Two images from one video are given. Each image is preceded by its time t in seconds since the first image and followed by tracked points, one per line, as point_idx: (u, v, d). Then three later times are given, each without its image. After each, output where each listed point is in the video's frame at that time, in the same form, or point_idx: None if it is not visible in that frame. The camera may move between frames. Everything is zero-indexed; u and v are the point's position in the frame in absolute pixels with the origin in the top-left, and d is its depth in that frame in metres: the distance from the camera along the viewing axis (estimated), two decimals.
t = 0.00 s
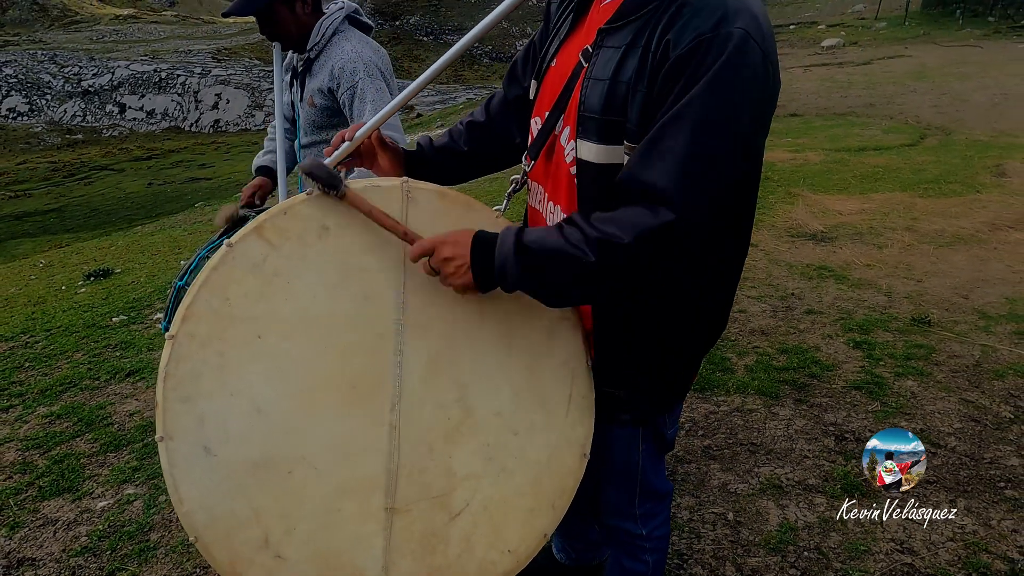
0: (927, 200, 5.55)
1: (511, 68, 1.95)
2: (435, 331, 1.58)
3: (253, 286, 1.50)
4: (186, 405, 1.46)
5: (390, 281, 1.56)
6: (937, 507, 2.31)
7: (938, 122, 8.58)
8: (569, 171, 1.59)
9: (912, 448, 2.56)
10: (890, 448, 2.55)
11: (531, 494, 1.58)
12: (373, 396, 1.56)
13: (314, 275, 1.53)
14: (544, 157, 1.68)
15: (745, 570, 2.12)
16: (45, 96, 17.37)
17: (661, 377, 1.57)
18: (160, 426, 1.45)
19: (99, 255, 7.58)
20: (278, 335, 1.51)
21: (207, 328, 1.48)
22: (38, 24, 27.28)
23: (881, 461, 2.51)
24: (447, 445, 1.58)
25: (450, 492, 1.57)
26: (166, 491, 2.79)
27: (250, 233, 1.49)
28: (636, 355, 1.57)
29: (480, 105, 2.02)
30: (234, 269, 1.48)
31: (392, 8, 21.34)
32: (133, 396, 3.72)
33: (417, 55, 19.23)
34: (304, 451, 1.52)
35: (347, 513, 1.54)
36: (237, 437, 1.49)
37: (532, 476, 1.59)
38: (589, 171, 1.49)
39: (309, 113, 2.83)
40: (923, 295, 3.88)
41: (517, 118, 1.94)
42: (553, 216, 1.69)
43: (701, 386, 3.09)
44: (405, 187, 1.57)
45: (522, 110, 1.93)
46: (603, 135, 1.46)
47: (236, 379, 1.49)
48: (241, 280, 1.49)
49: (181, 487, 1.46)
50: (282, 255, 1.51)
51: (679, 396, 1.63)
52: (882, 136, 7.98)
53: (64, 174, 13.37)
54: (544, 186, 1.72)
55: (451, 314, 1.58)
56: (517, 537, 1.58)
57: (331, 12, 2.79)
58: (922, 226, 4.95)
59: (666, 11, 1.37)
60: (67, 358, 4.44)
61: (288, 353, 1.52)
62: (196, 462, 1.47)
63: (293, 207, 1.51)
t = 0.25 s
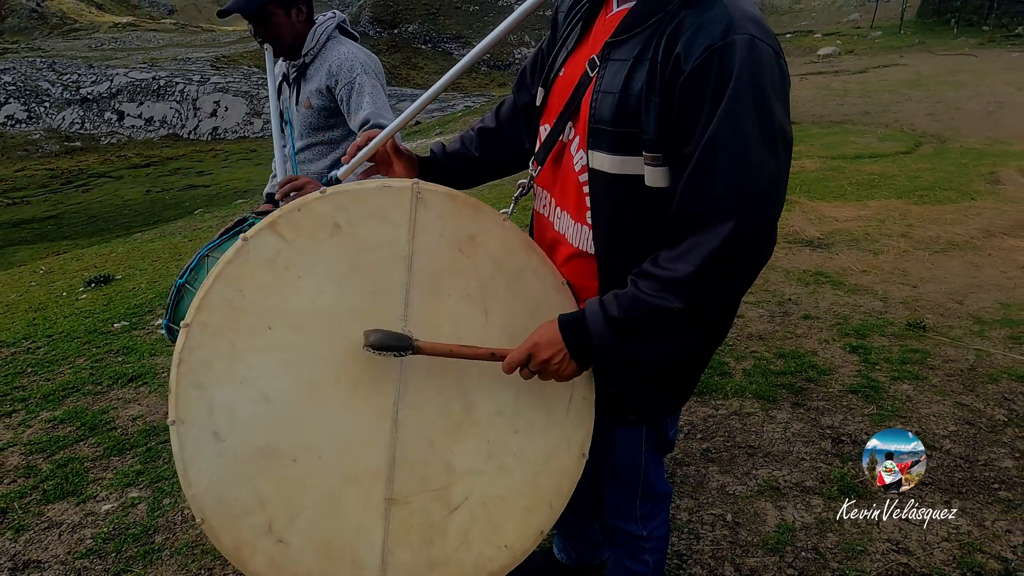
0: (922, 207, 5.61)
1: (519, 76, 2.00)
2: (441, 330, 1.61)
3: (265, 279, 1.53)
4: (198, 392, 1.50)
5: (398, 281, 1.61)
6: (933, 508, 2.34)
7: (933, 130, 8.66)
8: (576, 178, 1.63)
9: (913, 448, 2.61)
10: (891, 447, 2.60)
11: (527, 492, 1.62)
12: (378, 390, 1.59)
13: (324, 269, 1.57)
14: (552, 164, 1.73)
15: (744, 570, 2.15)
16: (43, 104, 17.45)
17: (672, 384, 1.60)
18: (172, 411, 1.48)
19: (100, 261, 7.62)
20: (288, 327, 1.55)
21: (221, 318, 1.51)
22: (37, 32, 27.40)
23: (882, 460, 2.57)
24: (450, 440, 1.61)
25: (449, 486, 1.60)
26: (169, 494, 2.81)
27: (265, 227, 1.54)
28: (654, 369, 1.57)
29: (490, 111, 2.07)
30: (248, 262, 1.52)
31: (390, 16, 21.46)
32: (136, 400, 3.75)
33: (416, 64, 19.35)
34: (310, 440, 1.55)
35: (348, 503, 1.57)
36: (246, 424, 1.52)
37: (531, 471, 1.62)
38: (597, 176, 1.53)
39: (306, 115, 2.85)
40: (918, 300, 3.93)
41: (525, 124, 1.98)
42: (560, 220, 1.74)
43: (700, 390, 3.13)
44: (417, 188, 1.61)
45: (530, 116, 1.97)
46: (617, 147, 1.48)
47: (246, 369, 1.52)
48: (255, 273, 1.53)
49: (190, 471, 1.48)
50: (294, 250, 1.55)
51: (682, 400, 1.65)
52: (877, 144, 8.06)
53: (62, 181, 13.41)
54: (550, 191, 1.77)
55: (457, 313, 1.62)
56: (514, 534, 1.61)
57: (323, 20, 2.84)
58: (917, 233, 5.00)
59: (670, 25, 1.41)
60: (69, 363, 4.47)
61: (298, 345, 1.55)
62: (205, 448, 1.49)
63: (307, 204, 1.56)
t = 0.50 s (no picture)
0: (916, 214, 5.67)
1: (529, 78, 2.07)
2: (447, 329, 1.64)
3: (277, 276, 1.59)
4: (211, 383, 1.56)
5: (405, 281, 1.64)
6: (927, 508, 2.38)
7: (926, 139, 8.76)
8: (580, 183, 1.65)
9: (913, 449, 2.66)
10: (891, 448, 2.65)
11: (527, 489, 1.65)
12: (384, 387, 1.63)
13: (335, 267, 1.62)
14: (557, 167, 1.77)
15: (741, 569, 2.18)
16: (41, 112, 17.50)
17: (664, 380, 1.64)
18: (185, 401, 1.55)
19: (99, 269, 7.64)
20: (298, 324, 1.60)
21: (234, 313, 1.57)
22: (34, 40, 27.48)
23: (882, 460, 2.61)
24: (453, 437, 1.64)
25: (452, 482, 1.64)
26: (173, 497, 2.83)
27: (278, 225, 1.59)
28: (648, 362, 1.62)
29: (499, 111, 2.12)
30: (261, 259, 1.58)
31: (388, 26, 21.58)
32: (138, 405, 3.77)
33: (414, 73, 19.46)
34: (317, 432, 1.60)
35: (353, 494, 1.62)
36: (255, 415, 1.58)
37: (533, 468, 1.66)
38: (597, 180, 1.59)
39: (294, 116, 2.86)
40: (912, 306, 3.98)
41: (533, 125, 2.04)
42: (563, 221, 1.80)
43: (697, 394, 3.17)
44: (426, 189, 1.63)
45: (538, 119, 2.04)
46: (615, 150, 1.54)
47: (257, 362, 1.58)
48: (267, 269, 1.59)
49: (201, 459, 1.55)
50: (306, 248, 1.60)
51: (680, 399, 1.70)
52: (872, 153, 8.13)
53: (59, 190, 13.43)
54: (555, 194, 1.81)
55: (462, 311, 1.65)
56: (512, 528, 1.65)
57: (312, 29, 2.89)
58: (911, 240, 5.06)
59: (676, 33, 1.45)
60: (70, 369, 4.49)
61: (307, 340, 1.60)
62: (217, 436, 1.56)
63: (319, 203, 1.60)
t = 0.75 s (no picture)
0: (910, 221, 5.72)
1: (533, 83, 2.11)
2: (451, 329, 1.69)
3: (283, 279, 1.61)
4: (219, 388, 1.55)
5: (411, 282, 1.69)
6: (921, 509, 2.41)
7: (920, 146, 8.84)
8: (577, 189, 1.72)
9: (913, 449, 2.72)
10: (892, 448, 2.71)
11: (532, 484, 1.69)
12: (390, 387, 1.66)
13: (340, 270, 1.65)
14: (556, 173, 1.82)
15: (739, 569, 2.21)
16: (37, 120, 17.53)
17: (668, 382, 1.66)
18: (192, 406, 1.54)
19: (97, 275, 7.66)
20: (305, 326, 1.62)
21: (240, 317, 1.58)
22: (32, 49, 27.59)
23: (882, 460, 2.67)
24: (459, 435, 1.68)
25: (459, 479, 1.67)
26: (175, 501, 2.85)
27: (282, 229, 1.62)
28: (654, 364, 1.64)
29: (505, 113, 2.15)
30: (267, 263, 1.61)
31: (385, 34, 21.68)
32: (139, 410, 3.79)
33: (412, 81, 19.54)
34: (326, 434, 1.61)
35: (363, 495, 1.63)
36: (264, 418, 1.58)
37: (537, 464, 1.69)
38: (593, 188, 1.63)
39: (291, 120, 2.88)
40: (906, 311, 4.02)
41: (540, 129, 2.08)
42: (561, 227, 1.84)
43: (695, 397, 3.20)
44: (428, 194, 1.70)
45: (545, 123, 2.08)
46: (610, 161, 1.58)
47: (265, 365, 1.59)
48: (273, 272, 1.61)
49: (211, 464, 1.54)
50: (311, 251, 1.63)
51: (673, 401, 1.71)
52: (866, 160, 8.20)
53: (56, 198, 13.45)
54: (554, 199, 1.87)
55: (465, 313, 1.70)
56: (518, 524, 1.68)
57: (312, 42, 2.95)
58: (905, 245, 5.12)
59: (672, 51, 1.48)
60: (71, 375, 4.50)
61: (315, 342, 1.62)
62: (225, 441, 1.55)
63: (324, 207, 1.65)
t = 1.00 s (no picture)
0: (905, 228, 5.78)
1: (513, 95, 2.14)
2: (446, 340, 1.73)
3: (278, 300, 1.63)
4: (217, 412, 1.56)
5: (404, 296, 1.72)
6: (916, 510, 2.45)
7: (914, 155, 8.92)
8: (565, 198, 1.75)
9: (913, 449, 2.78)
10: (892, 449, 2.76)
11: (530, 490, 1.73)
12: (388, 401, 1.69)
13: (333, 289, 1.67)
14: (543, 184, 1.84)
15: (737, 571, 2.24)
16: (34, 128, 17.56)
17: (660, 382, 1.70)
18: (192, 432, 1.55)
19: (96, 283, 7.67)
20: (302, 345, 1.64)
21: (236, 339, 1.59)
22: (29, 58, 27.70)
23: (883, 460, 2.73)
24: (457, 445, 1.72)
25: (459, 490, 1.70)
26: (176, 505, 2.87)
27: (275, 251, 1.63)
28: (647, 364, 1.67)
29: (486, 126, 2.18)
30: (261, 285, 1.62)
31: (383, 43, 21.80)
32: (139, 416, 3.81)
33: (409, 90, 19.64)
34: (325, 451, 1.64)
35: (366, 510, 1.65)
36: (264, 439, 1.60)
37: (533, 471, 1.73)
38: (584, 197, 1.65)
39: (291, 129, 2.93)
40: (901, 316, 4.07)
41: (520, 140, 2.11)
42: (550, 236, 1.86)
43: (692, 402, 3.24)
44: (417, 210, 1.73)
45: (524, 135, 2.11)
46: (602, 169, 1.61)
47: (262, 386, 1.61)
48: (268, 294, 1.62)
49: (213, 489, 1.55)
50: (304, 271, 1.65)
51: (662, 400, 1.74)
52: (861, 168, 8.28)
53: (52, 206, 13.46)
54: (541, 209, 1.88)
55: (458, 325, 1.74)
56: (519, 530, 1.72)
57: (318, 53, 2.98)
58: (900, 252, 5.17)
59: (656, 60, 1.53)
60: (70, 381, 4.51)
61: (312, 361, 1.64)
62: (227, 463, 1.56)
63: (315, 227, 1.66)
